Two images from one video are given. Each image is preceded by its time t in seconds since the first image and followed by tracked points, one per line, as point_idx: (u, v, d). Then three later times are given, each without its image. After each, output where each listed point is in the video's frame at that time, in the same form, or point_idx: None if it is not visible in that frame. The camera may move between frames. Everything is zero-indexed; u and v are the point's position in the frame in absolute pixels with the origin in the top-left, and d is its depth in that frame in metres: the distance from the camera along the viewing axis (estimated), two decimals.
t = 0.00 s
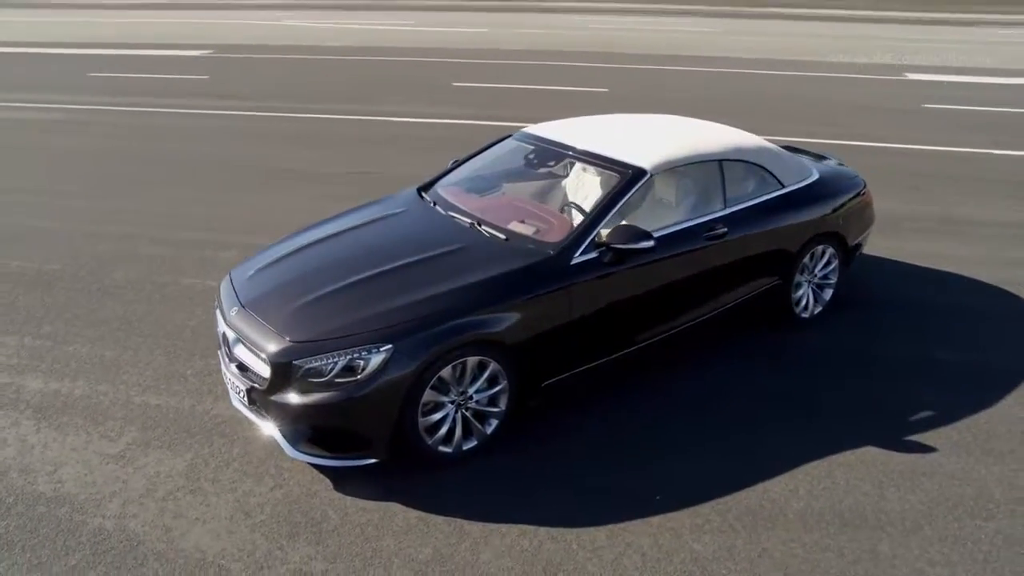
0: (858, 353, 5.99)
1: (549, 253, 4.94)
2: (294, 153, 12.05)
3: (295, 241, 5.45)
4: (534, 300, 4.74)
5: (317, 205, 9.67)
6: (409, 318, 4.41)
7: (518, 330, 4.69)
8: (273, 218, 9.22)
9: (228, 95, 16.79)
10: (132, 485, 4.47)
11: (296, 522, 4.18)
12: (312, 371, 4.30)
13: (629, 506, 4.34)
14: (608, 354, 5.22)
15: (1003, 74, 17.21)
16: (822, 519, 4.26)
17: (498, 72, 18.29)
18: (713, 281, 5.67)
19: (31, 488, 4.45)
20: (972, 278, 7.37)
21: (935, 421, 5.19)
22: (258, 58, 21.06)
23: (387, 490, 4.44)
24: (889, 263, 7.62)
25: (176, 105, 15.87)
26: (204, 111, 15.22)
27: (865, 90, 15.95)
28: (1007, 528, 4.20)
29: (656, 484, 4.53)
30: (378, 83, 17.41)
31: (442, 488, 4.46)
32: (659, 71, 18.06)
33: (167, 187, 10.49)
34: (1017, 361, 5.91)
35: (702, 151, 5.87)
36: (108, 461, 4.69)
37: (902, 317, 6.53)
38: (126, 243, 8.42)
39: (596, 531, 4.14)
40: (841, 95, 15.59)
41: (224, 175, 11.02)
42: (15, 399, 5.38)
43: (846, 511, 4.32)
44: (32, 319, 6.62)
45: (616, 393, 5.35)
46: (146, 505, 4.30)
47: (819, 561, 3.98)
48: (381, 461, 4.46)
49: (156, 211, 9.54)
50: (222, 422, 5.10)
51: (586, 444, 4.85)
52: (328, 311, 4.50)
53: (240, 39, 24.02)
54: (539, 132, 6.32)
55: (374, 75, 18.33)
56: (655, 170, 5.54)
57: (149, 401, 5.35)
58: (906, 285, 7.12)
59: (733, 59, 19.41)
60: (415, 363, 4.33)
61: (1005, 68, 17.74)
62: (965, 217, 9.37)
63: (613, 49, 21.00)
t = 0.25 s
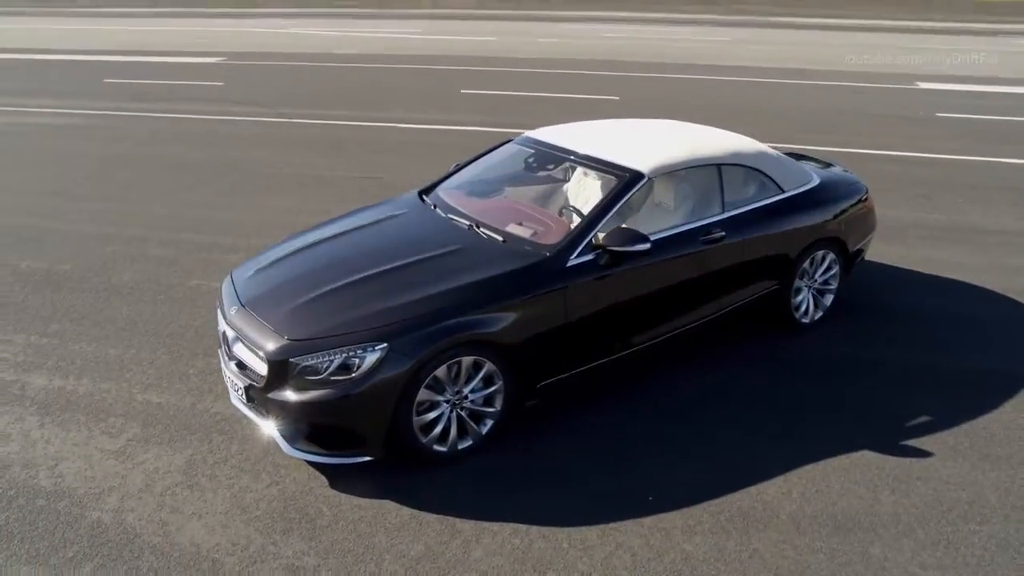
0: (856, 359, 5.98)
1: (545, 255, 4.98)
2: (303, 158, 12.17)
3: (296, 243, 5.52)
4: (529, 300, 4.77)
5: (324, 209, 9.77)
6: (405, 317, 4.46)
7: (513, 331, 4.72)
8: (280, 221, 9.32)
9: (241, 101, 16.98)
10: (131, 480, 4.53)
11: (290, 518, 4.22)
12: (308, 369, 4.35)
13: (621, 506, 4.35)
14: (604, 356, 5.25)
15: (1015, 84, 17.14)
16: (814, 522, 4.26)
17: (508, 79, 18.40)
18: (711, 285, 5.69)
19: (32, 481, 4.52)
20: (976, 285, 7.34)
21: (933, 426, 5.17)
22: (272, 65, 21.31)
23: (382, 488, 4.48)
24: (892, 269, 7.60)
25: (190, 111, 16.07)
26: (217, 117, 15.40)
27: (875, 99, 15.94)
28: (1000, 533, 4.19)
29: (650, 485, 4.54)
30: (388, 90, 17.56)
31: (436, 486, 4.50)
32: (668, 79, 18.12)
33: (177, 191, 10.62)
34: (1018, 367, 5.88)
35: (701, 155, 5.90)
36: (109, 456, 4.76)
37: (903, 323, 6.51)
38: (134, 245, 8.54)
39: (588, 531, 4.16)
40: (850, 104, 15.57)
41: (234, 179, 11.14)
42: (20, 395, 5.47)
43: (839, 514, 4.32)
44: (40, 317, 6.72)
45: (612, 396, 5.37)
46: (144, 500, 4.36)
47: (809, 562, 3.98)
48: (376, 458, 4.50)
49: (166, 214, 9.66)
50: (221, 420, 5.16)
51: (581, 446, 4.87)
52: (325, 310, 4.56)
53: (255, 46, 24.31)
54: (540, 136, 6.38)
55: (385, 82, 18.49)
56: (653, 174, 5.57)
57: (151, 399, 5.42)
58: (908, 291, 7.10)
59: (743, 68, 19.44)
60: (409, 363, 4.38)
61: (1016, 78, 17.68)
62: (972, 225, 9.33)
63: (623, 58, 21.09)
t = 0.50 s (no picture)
0: (855, 364, 5.97)
1: (541, 256, 5.03)
2: (313, 164, 12.31)
3: (298, 244, 5.61)
4: (525, 301, 4.82)
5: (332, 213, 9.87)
6: (401, 316, 4.51)
7: (509, 331, 4.77)
8: (287, 226, 9.43)
9: (254, 108, 17.21)
10: (131, 475, 4.60)
11: (285, 513, 4.28)
12: (305, 366, 4.41)
13: (613, 506, 4.37)
14: (600, 358, 5.27)
15: None
16: (807, 524, 4.26)
17: (519, 88, 18.53)
18: (708, 289, 5.70)
19: (35, 474, 4.60)
20: (980, 293, 7.30)
21: (930, 432, 5.15)
22: (286, 73, 21.58)
23: (376, 485, 4.52)
24: (896, 277, 7.58)
25: (205, 118, 16.30)
26: (231, 124, 15.62)
27: (885, 110, 15.92)
28: (994, 538, 4.17)
29: (642, 486, 4.56)
30: (400, 98, 17.74)
31: (430, 484, 4.54)
32: (678, 89, 18.18)
33: (189, 196, 10.77)
34: (1020, 374, 5.85)
35: (700, 160, 5.93)
36: (110, 451, 4.84)
37: (904, 329, 6.49)
38: (144, 248, 8.67)
39: (579, 530, 4.18)
40: (861, 115, 15.54)
41: (245, 185, 11.29)
42: (26, 391, 5.57)
43: (831, 517, 4.32)
44: (49, 317, 6.84)
45: (609, 399, 5.39)
46: (142, 494, 4.43)
47: (798, 564, 3.98)
48: (371, 455, 4.56)
49: (176, 218, 9.80)
50: (222, 418, 5.23)
51: (575, 447, 4.90)
52: (323, 309, 4.62)
53: (271, 55, 24.63)
54: (541, 140, 6.44)
55: (397, 91, 18.68)
56: (650, 178, 5.61)
57: (154, 396, 5.51)
58: (911, 298, 7.08)
59: (754, 79, 19.48)
60: (404, 361, 4.44)
61: None
62: (979, 233, 9.29)
63: (634, 68, 21.20)
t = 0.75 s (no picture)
0: (854, 370, 5.97)
1: (538, 258, 5.08)
2: (323, 171, 12.44)
3: (300, 246, 5.69)
4: (521, 302, 4.87)
5: (339, 219, 9.98)
6: (397, 316, 4.57)
7: (505, 333, 4.81)
8: (295, 231, 9.54)
9: (266, 116, 17.42)
10: (131, 470, 4.67)
11: (281, 509, 4.33)
12: (303, 364, 4.48)
13: (606, 506, 4.40)
14: (597, 360, 5.31)
15: None
16: (799, 526, 4.26)
17: (528, 98, 18.66)
18: (705, 293, 5.73)
19: (37, 469, 4.68)
20: (983, 300, 7.28)
21: (927, 436, 5.14)
22: (299, 82, 21.83)
23: (371, 483, 4.57)
24: (899, 284, 7.57)
25: (217, 126, 16.52)
26: (243, 131, 15.81)
27: (894, 122, 15.92)
28: (987, 541, 4.16)
29: (635, 486, 4.58)
30: (410, 107, 17.91)
31: (425, 482, 4.58)
32: (687, 99, 18.26)
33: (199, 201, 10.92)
34: (1020, 381, 5.83)
35: (698, 164, 5.97)
36: (112, 447, 4.91)
37: (904, 336, 6.48)
38: (153, 251, 8.79)
39: (571, 529, 4.20)
40: (870, 126, 15.54)
41: (254, 190, 11.43)
42: (32, 388, 5.67)
43: (824, 519, 4.32)
44: (58, 317, 6.96)
45: (605, 402, 5.42)
46: (142, 489, 4.49)
47: (789, 565, 3.99)
48: (366, 454, 4.61)
49: (186, 222, 9.93)
50: (223, 416, 5.30)
51: (570, 448, 4.93)
52: (321, 308, 4.69)
53: (284, 65, 24.93)
54: (541, 145, 6.50)
55: (408, 99, 18.86)
56: (648, 182, 5.66)
57: (156, 395, 5.59)
58: (913, 305, 7.06)
59: (763, 90, 19.53)
60: (400, 360, 4.49)
61: None
62: (985, 242, 9.26)
63: (644, 78, 21.29)
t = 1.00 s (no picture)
0: (852, 376, 5.98)
1: (534, 261, 5.14)
2: (331, 179, 12.59)
3: (302, 248, 5.77)
4: (517, 303, 4.92)
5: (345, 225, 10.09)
6: (393, 315, 4.65)
7: (500, 334, 4.87)
8: (302, 236, 9.66)
9: (278, 126, 17.64)
10: (131, 466, 4.75)
11: (277, 505, 4.38)
12: (300, 363, 4.55)
13: (598, 506, 4.43)
14: (593, 363, 5.35)
15: None
16: (790, 527, 4.27)
17: (538, 109, 18.81)
18: (702, 297, 5.77)
19: (40, 464, 4.77)
20: (986, 309, 7.26)
21: (923, 442, 5.14)
22: (312, 93, 22.10)
23: (366, 481, 4.62)
24: (901, 291, 7.56)
25: (230, 135, 16.74)
26: (255, 141, 16.02)
27: (903, 134, 15.92)
28: (979, 545, 4.15)
29: (628, 487, 4.61)
30: (421, 118, 18.09)
31: (419, 481, 4.63)
32: (696, 111, 18.33)
33: (208, 208, 11.07)
34: (1020, 388, 5.82)
35: (696, 170, 6.02)
36: (113, 444, 4.99)
37: (904, 343, 6.48)
38: (162, 256, 8.93)
39: (562, 527, 4.24)
40: (880, 138, 15.53)
41: (264, 198, 11.58)
42: (38, 386, 5.77)
43: (815, 521, 4.33)
44: (66, 319, 7.08)
45: (602, 405, 5.46)
46: (141, 484, 4.56)
47: (779, 565, 3.99)
48: (362, 452, 4.66)
49: (195, 228, 10.08)
50: (223, 415, 5.37)
51: (564, 449, 4.97)
52: (319, 308, 4.77)
53: (298, 77, 25.25)
54: (541, 151, 6.58)
55: (418, 110, 19.05)
56: (645, 186, 5.71)
57: (159, 394, 5.67)
58: (914, 313, 7.06)
59: (772, 102, 19.58)
60: (395, 359, 4.56)
61: None
62: (990, 251, 9.24)
63: (653, 91, 21.40)
